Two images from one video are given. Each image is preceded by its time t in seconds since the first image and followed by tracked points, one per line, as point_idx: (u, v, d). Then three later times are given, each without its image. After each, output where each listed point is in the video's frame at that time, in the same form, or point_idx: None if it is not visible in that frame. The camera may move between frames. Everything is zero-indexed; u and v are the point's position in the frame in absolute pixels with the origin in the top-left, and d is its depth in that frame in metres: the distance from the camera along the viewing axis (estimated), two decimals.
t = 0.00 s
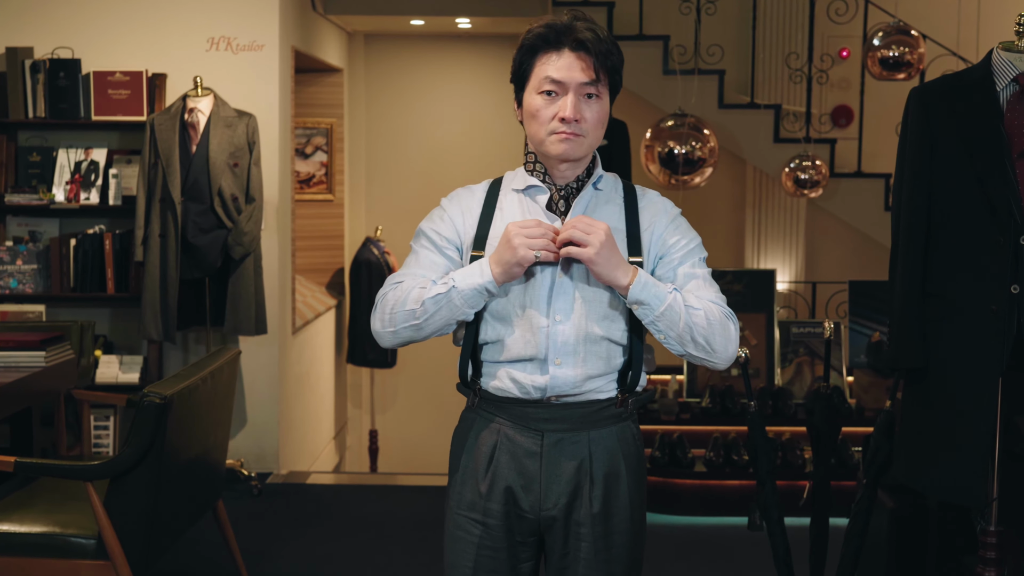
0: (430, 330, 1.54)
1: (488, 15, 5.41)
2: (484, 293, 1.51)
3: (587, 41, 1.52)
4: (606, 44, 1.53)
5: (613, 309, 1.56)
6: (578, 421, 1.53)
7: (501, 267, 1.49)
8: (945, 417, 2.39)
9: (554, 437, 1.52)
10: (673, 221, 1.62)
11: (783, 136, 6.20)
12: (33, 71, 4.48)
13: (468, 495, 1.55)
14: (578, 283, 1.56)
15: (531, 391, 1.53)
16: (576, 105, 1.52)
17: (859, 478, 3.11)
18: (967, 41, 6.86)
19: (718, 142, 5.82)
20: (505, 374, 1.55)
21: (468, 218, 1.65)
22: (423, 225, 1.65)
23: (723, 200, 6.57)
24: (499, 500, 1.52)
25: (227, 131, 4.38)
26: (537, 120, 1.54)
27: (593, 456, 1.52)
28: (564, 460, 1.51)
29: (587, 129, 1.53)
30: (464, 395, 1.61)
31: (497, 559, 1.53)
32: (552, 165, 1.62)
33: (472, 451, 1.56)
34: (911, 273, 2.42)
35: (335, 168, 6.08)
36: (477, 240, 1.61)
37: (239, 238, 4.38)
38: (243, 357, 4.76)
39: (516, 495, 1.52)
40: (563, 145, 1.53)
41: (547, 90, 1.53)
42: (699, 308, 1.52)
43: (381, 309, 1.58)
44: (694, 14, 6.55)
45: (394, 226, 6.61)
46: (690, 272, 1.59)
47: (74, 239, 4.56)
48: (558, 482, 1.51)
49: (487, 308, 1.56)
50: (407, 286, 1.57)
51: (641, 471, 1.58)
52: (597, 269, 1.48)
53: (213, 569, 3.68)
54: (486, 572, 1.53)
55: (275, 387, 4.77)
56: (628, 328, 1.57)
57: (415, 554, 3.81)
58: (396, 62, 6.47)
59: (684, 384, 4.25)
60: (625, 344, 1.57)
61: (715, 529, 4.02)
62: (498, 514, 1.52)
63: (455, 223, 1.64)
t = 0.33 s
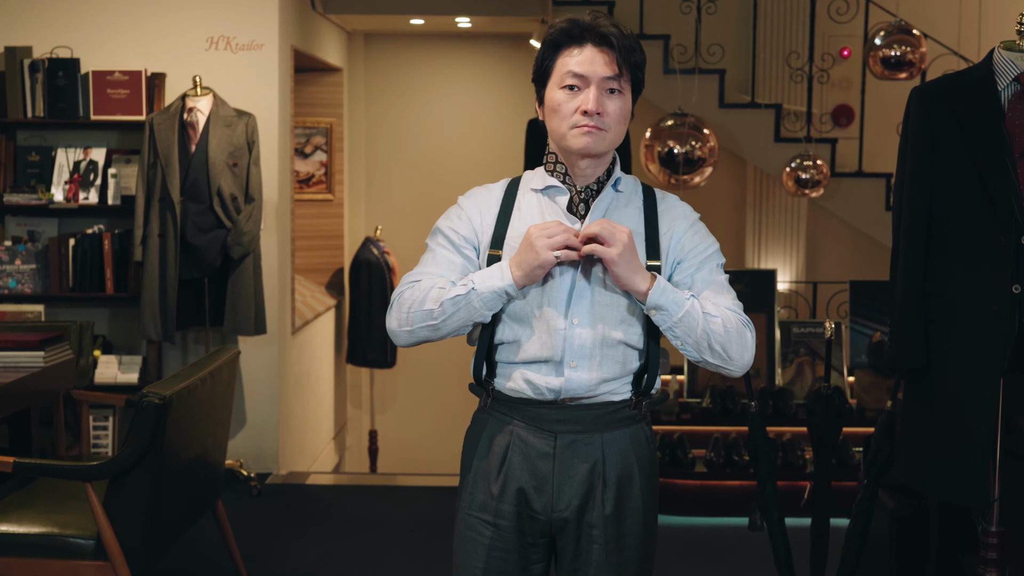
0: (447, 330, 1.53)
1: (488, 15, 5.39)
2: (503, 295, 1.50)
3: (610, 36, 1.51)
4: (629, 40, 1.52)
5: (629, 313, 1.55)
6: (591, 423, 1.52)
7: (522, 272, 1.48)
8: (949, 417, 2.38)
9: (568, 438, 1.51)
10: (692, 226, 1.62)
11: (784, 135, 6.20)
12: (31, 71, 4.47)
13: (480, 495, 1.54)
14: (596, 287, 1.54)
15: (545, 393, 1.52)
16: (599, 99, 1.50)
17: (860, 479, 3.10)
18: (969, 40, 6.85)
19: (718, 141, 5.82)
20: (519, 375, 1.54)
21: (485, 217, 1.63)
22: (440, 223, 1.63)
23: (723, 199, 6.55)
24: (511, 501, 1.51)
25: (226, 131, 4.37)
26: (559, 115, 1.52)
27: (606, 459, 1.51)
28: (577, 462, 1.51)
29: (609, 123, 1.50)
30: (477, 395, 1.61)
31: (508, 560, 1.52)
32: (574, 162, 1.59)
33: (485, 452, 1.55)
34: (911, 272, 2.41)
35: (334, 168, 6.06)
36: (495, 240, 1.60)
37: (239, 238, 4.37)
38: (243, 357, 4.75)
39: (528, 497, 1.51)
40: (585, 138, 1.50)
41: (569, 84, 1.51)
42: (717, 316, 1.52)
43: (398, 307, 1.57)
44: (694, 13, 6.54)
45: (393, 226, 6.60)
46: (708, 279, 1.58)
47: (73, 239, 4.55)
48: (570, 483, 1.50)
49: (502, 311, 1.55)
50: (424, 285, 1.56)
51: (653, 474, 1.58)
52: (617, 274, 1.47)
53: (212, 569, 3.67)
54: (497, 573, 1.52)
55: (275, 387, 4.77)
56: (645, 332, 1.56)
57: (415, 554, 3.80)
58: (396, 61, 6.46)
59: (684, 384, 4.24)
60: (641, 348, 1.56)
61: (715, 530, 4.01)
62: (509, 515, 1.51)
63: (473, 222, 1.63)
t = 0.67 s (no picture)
0: (458, 327, 1.51)
1: (488, 14, 5.38)
2: (513, 289, 1.48)
3: (618, 38, 1.50)
4: (638, 41, 1.51)
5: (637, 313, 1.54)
6: (597, 425, 1.51)
7: (531, 269, 1.47)
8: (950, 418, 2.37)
9: (575, 440, 1.51)
10: (703, 225, 1.61)
11: (784, 135, 6.20)
12: (30, 70, 4.47)
13: (486, 494, 1.53)
14: (604, 288, 1.53)
15: (551, 394, 1.52)
16: (607, 101, 1.49)
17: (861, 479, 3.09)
18: (969, 40, 6.84)
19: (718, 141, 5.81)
20: (525, 376, 1.54)
21: (495, 216, 1.63)
22: (449, 223, 1.62)
23: (724, 199, 6.54)
24: (516, 502, 1.50)
25: (225, 131, 4.37)
26: (567, 117, 1.51)
27: (612, 460, 1.51)
28: (583, 463, 1.50)
29: (617, 125, 1.49)
30: (484, 395, 1.60)
31: (512, 561, 1.51)
32: (582, 164, 1.58)
33: (491, 453, 1.55)
34: (912, 272, 2.40)
35: (334, 167, 6.05)
36: (504, 238, 1.59)
37: (238, 238, 4.36)
38: (243, 357, 4.74)
39: (534, 498, 1.50)
40: (593, 141, 1.49)
41: (577, 86, 1.50)
42: (728, 313, 1.51)
43: (409, 306, 1.55)
44: (694, 13, 6.54)
45: (393, 226, 6.59)
46: (719, 277, 1.57)
47: (72, 238, 4.55)
48: (576, 485, 1.49)
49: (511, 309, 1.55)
50: (435, 283, 1.55)
51: (660, 476, 1.57)
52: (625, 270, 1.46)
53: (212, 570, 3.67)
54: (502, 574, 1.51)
55: (274, 388, 4.76)
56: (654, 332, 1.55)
57: (415, 555, 3.79)
58: (396, 61, 6.45)
59: (685, 384, 4.23)
60: (649, 349, 1.55)
61: (715, 530, 4.00)
62: (514, 515, 1.50)
63: (482, 221, 1.62)
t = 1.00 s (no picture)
0: (456, 316, 1.48)
1: (488, 13, 5.36)
2: (507, 271, 1.46)
3: (617, 37, 1.49)
4: (638, 41, 1.50)
5: (637, 313, 1.53)
6: (598, 426, 1.50)
7: (521, 246, 1.44)
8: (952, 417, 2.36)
9: (575, 441, 1.50)
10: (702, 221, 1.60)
11: (784, 135, 6.19)
12: (29, 70, 4.46)
13: (486, 496, 1.52)
14: (604, 287, 1.53)
15: (551, 395, 1.51)
16: (605, 100, 1.48)
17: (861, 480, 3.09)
18: (970, 39, 6.83)
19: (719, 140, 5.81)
20: (526, 377, 1.53)
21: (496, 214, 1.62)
22: (448, 224, 1.62)
23: (725, 199, 6.54)
24: (517, 504, 1.49)
25: (224, 130, 4.36)
26: (566, 116, 1.50)
27: (613, 461, 1.50)
28: (584, 465, 1.49)
29: (616, 124, 1.48)
30: (485, 396, 1.59)
31: (513, 562, 1.50)
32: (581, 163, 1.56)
33: (491, 454, 1.54)
34: (913, 272, 2.39)
35: (334, 166, 6.05)
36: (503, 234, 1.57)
37: (237, 238, 4.35)
38: (243, 357, 4.74)
39: (534, 500, 1.49)
40: (591, 139, 1.48)
41: (576, 85, 1.49)
42: (738, 294, 1.49)
43: (409, 303, 1.53)
44: (694, 12, 6.53)
45: (393, 225, 6.58)
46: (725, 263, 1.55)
47: (72, 238, 4.54)
48: (577, 486, 1.49)
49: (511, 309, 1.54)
50: (431, 276, 1.53)
51: (662, 476, 1.56)
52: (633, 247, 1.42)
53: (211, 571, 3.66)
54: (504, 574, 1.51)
55: (274, 389, 4.75)
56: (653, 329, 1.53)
57: (415, 555, 3.79)
58: (396, 60, 6.44)
59: (686, 384, 4.21)
60: (649, 349, 1.54)
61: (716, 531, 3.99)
62: (515, 517, 1.50)
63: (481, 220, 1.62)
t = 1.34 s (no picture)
0: (463, 268, 1.47)
1: (488, 12, 5.35)
2: (508, 215, 1.48)
3: (622, 39, 1.48)
4: (643, 42, 1.49)
5: (636, 310, 1.52)
6: (596, 426, 1.49)
7: (518, 183, 1.49)
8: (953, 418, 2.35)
9: (572, 442, 1.49)
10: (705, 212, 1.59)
11: (785, 135, 6.18)
12: (29, 69, 4.45)
13: (484, 497, 1.52)
14: (602, 282, 1.52)
15: (549, 395, 1.50)
16: (610, 101, 1.47)
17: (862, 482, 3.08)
18: (971, 39, 6.83)
19: (719, 140, 5.81)
20: (524, 377, 1.52)
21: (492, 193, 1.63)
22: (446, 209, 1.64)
23: (726, 199, 6.53)
24: (514, 505, 1.48)
25: (224, 130, 4.35)
26: (569, 116, 1.49)
27: (611, 462, 1.49)
28: (581, 466, 1.48)
29: (619, 126, 1.48)
30: (482, 396, 1.58)
31: (511, 563, 1.49)
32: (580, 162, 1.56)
33: (488, 456, 1.53)
34: (914, 272, 2.38)
35: (334, 166, 6.04)
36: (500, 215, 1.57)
37: (236, 238, 4.34)
38: (242, 357, 4.73)
39: (532, 501, 1.48)
40: (594, 141, 1.47)
41: (580, 85, 1.48)
42: (744, 257, 1.50)
43: (416, 273, 1.53)
44: (695, 11, 6.52)
45: (392, 225, 6.57)
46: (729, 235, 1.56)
47: (71, 238, 4.53)
48: (575, 487, 1.48)
49: (509, 301, 1.53)
50: (435, 244, 1.53)
51: (660, 477, 1.55)
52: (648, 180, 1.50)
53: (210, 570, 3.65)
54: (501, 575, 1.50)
55: (273, 389, 4.74)
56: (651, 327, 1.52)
57: (414, 555, 3.78)
58: (396, 60, 6.43)
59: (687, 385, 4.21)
60: (646, 346, 1.53)
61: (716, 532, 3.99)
62: (512, 518, 1.49)
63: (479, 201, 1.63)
